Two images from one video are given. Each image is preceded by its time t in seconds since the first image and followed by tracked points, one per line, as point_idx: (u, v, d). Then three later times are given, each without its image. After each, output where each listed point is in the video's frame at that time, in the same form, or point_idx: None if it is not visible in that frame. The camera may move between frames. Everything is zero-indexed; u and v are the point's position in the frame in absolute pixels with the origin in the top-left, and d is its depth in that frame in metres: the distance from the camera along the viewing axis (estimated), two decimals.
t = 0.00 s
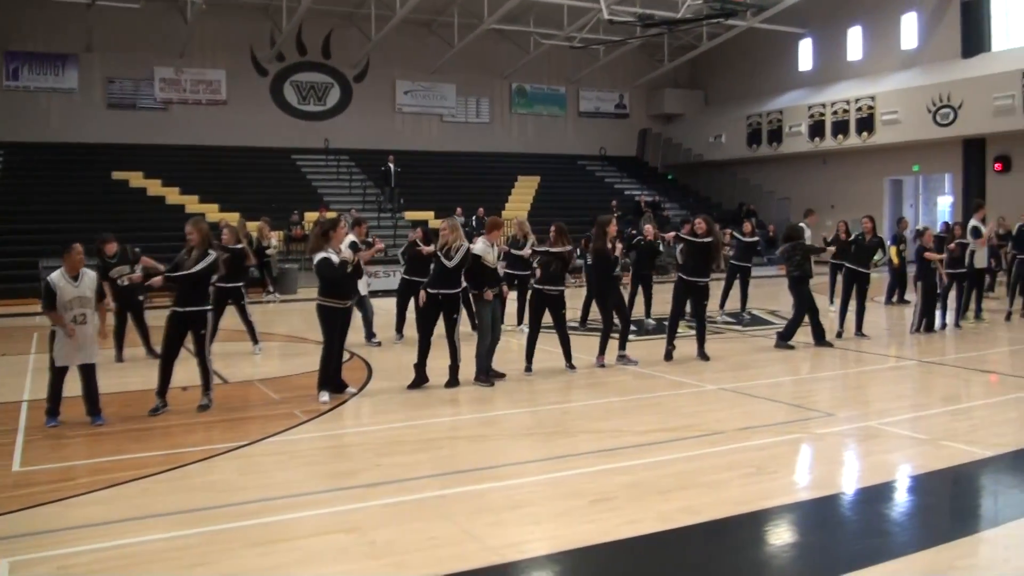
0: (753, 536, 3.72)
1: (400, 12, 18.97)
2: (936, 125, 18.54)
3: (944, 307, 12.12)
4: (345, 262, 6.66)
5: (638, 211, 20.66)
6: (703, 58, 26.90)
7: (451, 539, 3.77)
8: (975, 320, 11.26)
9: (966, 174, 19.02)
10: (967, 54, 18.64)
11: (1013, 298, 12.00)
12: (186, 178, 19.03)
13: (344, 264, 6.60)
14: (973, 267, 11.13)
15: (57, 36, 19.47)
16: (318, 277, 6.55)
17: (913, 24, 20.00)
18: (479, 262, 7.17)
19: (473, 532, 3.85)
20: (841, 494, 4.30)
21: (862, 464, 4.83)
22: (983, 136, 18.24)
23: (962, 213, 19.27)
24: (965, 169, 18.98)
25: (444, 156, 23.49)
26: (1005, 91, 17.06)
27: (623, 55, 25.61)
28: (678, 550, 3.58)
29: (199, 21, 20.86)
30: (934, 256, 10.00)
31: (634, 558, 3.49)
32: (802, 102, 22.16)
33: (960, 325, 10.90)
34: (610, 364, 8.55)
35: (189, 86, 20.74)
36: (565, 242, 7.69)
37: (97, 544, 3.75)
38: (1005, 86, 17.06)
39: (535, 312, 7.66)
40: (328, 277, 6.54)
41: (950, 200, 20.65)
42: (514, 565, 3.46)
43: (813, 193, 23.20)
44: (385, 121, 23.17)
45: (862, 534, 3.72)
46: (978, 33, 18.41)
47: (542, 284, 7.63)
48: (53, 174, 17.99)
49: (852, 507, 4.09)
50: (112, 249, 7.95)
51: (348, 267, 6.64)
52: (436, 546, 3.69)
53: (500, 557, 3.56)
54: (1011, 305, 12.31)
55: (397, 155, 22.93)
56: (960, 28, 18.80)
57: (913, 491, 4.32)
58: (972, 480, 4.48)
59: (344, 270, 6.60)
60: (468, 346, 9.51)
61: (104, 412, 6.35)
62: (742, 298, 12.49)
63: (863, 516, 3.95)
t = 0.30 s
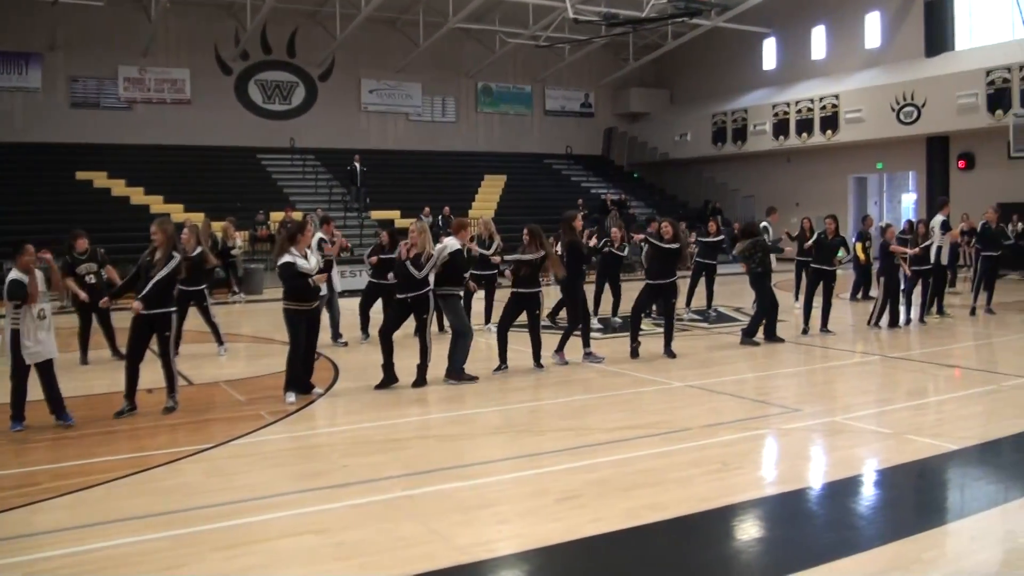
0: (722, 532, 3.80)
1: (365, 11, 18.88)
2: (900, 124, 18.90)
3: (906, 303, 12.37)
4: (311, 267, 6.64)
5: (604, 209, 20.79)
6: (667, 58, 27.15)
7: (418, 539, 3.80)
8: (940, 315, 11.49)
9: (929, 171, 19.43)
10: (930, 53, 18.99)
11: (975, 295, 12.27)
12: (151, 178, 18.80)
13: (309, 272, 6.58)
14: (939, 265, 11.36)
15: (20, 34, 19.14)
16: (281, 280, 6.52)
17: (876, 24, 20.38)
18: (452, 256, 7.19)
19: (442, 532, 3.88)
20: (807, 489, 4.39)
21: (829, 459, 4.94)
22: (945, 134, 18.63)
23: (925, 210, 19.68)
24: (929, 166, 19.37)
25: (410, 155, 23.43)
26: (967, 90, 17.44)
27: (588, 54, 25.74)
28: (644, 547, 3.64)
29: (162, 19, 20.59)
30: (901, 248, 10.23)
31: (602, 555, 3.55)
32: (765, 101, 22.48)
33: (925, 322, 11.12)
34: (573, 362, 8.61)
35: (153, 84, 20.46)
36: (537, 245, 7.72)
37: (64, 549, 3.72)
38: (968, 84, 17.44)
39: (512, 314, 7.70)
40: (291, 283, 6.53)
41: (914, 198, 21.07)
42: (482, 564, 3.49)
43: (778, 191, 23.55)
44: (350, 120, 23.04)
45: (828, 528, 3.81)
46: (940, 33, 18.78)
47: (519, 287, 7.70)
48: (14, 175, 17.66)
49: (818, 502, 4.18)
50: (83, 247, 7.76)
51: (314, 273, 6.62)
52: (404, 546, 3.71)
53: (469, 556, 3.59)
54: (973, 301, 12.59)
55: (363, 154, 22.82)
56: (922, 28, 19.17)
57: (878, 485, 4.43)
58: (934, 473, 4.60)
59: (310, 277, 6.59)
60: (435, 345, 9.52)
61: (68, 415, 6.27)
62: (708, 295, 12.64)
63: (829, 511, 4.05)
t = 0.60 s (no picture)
0: (701, 529, 3.83)
1: (341, 11, 18.78)
2: (876, 123, 19.11)
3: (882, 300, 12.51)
4: (286, 262, 6.62)
5: (581, 209, 20.81)
6: (643, 58, 27.28)
7: (398, 540, 3.79)
8: (917, 312, 11.60)
9: (904, 170, 19.66)
10: (906, 53, 19.18)
11: (950, 292, 12.44)
12: (127, 179, 18.60)
13: (283, 268, 6.55)
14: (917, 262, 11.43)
15: None
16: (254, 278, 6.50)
17: (851, 25, 20.59)
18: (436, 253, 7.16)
19: (420, 533, 3.87)
20: (785, 487, 4.43)
21: (806, 457, 4.99)
22: (920, 133, 18.85)
23: (901, 209, 19.91)
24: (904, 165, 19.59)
25: (387, 155, 23.33)
26: (943, 89, 17.65)
27: (564, 54, 25.78)
28: (624, 545, 3.66)
29: (137, 18, 20.38)
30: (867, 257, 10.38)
31: (582, 554, 3.55)
32: (741, 101, 22.65)
33: (902, 319, 11.31)
34: (549, 362, 8.61)
35: (128, 84, 20.25)
36: (513, 245, 7.73)
37: (39, 554, 3.67)
38: (944, 84, 17.65)
39: (492, 312, 7.68)
40: (265, 279, 6.49)
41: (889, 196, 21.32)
42: (462, 565, 3.48)
43: (755, 191, 23.73)
44: (326, 121, 22.92)
45: (806, 524, 3.85)
46: (916, 33, 19.00)
47: (499, 284, 7.67)
48: None
49: (796, 499, 4.22)
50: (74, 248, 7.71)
51: (289, 269, 6.60)
52: (383, 547, 3.70)
53: (447, 556, 3.58)
54: (948, 297, 12.76)
55: (340, 155, 22.69)
56: (898, 29, 19.38)
57: (855, 482, 4.47)
58: (910, 469, 4.67)
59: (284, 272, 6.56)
60: (413, 346, 9.50)
61: (43, 419, 6.18)
62: (685, 295, 12.72)
63: (807, 508, 4.09)
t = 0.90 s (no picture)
0: (684, 529, 3.84)
1: (323, 11, 18.69)
2: (858, 124, 19.26)
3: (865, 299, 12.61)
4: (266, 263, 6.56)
5: (564, 209, 20.81)
6: (626, 58, 27.34)
7: (381, 541, 3.78)
8: (901, 312, 11.67)
9: (885, 170, 19.81)
10: (888, 54, 19.32)
11: (932, 291, 12.55)
12: (109, 179, 18.47)
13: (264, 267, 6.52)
14: (900, 263, 11.49)
15: None
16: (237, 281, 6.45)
17: (833, 26, 20.74)
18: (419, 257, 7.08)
19: (403, 534, 3.87)
20: (767, 485, 4.46)
21: (789, 456, 5.02)
22: (903, 133, 18.99)
23: (883, 210, 20.08)
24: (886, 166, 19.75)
25: (371, 156, 23.26)
26: (925, 91, 17.81)
27: (548, 55, 25.81)
28: (608, 544, 3.66)
29: (120, 17, 20.25)
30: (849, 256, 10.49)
31: (564, 554, 3.56)
32: (724, 101, 22.76)
33: (885, 318, 11.41)
34: (532, 362, 8.61)
35: (111, 84, 20.12)
36: (502, 251, 7.72)
37: (18, 557, 3.63)
38: (926, 85, 17.80)
39: (477, 314, 7.67)
40: (250, 278, 6.45)
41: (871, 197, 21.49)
42: (444, 565, 3.48)
43: (737, 191, 23.85)
44: (309, 121, 22.82)
45: (789, 523, 3.87)
46: (898, 35, 19.14)
47: (483, 290, 7.69)
48: None
49: (780, 498, 4.25)
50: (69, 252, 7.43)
51: (268, 270, 6.54)
52: (366, 548, 3.69)
53: (430, 557, 3.58)
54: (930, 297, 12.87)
55: (323, 155, 22.58)
56: (880, 30, 19.52)
57: (838, 481, 4.51)
58: (892, 468, 4.71)
59: (264, 273, 6.51)
60: (397, 347, 9.47)
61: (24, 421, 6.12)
62: (668, 294, 12.77)
63: (790, 506, 4.11)
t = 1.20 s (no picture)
0: (672, 528, 3.85)
1: (311, 10, 18.62)
2: (845, 125, 19.37)
3: (851, 299, 12.68)
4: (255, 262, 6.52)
5: (552, 209, 20.81)
6: (614, 58, 27.39)
7: (368, 541, 3.77)
8: (887, 312, 11.74)
9: (873, 170, 19.93)
10: (875, 55, 19.43)
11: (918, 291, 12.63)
12: (96, 178, 18.37)
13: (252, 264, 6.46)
14: (885, 263, 11.54)
15: None
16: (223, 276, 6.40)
17: (821, 27, 20.85)
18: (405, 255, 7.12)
19: (391, 533, 3.86)
20: (755, 485, 4.48)
21: (777, 455, 5.05)
22: (890, 134, 19.11)
23: (870, 210, 20.20)
24: (873, 166, 19.87)
25: (359, 155, 23.21)
26: (912, 92, 17.93)
27: (535, 55, 25.82)
28: (595, 544, 3.67)
29: (108, 15, 20.14)
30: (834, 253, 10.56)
31: (553, 553, 3.57)
32: (711, 102, 22.83)
33: (872, 318, 11.48)
34: (520, 361, 8.61)
35: (98, 82, 20.00)
36: (490, 246, 7.72)
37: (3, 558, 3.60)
38: (913, 86, 17.92)
39: (464, 313, 7.64)
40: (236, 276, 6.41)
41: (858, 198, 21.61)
42: (433, 565, 3.48)
43: (724, 191, 23.95)
44: (296, 120, 22.73)
45: (777, 522, 3.89)
46: (886, 36, 19.25)
47: (470, 286, 7.66)
48: None
49: (768, 497, 4.27)
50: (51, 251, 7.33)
51: (257, 269, 6.49)
52: (353, 548, 3.69)
53: (418, 556, 3.57)
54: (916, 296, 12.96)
55: (310, 154, 22.50)
56: (868, 32, 19.63)
57: (825, 480, 4.53)
58: (880, 467, 4.74)
59: (252, 272, 6.46)
60: (384, 346, 9.45)
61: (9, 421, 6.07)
62: (656, 294, 12.79)
63: (778, 505, 4.14)
